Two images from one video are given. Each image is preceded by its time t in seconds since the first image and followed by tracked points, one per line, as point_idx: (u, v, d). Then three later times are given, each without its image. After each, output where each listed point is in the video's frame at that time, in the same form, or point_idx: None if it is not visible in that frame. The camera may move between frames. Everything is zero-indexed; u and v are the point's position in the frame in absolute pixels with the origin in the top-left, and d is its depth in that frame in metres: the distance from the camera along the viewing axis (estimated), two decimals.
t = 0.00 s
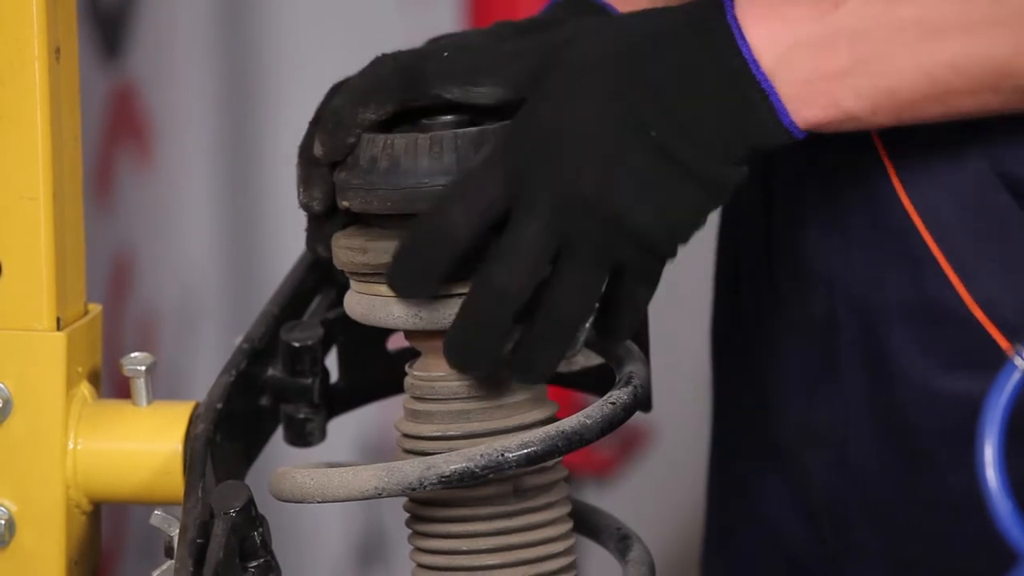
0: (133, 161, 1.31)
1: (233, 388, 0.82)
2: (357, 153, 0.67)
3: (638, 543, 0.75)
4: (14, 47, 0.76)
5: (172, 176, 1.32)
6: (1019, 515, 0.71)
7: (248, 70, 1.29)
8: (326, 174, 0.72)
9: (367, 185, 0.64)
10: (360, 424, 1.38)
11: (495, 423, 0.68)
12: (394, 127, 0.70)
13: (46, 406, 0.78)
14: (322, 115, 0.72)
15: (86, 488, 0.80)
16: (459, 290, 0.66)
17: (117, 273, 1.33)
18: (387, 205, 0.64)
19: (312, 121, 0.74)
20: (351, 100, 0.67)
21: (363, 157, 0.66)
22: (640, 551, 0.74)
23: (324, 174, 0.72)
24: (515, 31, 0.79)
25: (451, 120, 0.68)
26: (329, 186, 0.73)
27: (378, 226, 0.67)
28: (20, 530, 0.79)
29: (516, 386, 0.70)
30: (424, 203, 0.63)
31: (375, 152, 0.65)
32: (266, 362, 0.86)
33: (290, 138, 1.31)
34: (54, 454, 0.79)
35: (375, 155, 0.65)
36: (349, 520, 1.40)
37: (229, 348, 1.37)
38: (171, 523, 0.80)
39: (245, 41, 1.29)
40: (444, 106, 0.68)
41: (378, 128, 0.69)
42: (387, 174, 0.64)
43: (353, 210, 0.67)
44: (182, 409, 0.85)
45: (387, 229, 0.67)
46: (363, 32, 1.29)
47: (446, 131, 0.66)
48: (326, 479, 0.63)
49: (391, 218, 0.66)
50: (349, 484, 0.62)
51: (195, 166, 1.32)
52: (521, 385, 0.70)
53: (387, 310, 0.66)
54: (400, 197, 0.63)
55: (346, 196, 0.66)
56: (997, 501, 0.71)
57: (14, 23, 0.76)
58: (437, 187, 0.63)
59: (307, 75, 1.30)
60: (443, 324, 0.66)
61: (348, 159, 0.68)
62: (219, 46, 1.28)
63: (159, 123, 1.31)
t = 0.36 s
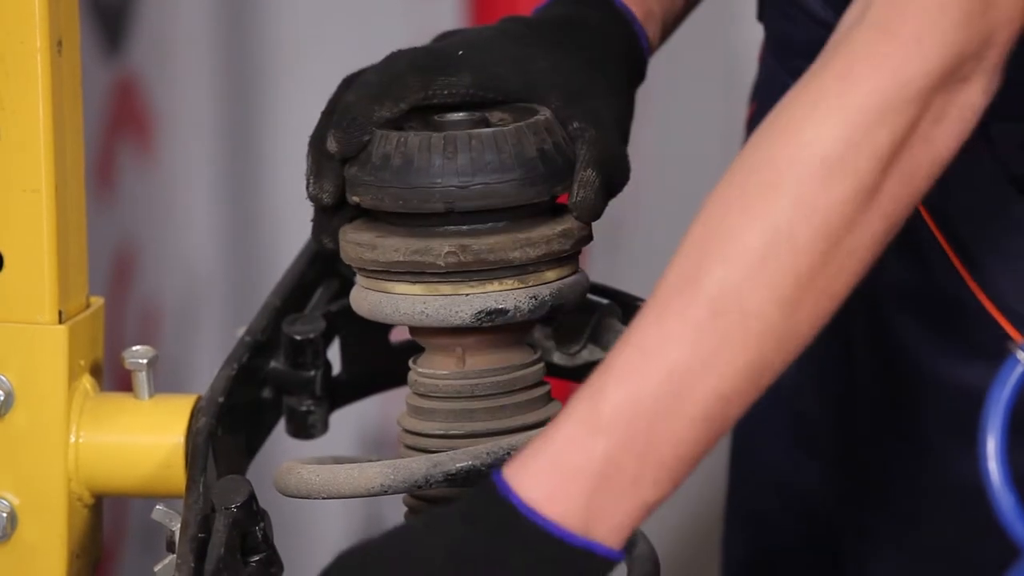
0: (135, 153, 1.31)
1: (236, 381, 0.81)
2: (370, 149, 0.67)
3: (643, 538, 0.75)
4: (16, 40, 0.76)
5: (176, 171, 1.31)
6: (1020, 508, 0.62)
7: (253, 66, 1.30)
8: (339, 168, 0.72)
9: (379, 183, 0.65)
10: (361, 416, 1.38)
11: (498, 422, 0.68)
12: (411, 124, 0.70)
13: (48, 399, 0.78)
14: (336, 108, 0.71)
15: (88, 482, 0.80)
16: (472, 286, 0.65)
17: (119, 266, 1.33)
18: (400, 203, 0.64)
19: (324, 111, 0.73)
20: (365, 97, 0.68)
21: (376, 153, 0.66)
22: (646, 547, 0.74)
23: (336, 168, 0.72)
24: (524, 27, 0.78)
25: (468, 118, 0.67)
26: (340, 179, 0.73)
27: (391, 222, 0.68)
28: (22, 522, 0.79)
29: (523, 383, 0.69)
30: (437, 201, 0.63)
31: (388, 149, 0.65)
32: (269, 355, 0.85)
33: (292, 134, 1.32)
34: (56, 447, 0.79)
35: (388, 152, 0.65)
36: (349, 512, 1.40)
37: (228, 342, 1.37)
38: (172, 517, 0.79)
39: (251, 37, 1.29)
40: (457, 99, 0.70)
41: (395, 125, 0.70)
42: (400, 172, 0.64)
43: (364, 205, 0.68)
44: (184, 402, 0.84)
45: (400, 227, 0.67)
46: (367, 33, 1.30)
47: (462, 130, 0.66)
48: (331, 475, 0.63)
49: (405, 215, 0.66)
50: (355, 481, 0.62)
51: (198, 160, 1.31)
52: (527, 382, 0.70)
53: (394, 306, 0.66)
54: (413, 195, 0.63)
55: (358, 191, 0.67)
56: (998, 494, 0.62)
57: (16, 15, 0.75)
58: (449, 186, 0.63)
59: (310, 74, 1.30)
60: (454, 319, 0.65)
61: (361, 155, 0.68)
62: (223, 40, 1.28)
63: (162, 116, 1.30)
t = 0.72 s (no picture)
0: (136, 153, 1.30)
1: (240, 377, 0.81)
2: (377, 147, 0.67)
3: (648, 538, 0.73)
4: (19, 39, 0.76)
5: (177, 172, 1.32)
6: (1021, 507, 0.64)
7: (254, 65, 1.30)
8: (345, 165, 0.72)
9: (385, 180, 0.65)
10: (361, 416, 1.38)
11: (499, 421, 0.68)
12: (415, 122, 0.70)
13: (49, 398, 0.78)
14: (344, 106, 0.72)
15: (90, 480, 0.80)
16: (479, 286, 0.65)
17: (121, 264, 1.32)
18: (405, 201, 0.64)
19: (333, 108, 0.74)
20: (375, 95, 0.69)
21: (382, 151, 0.66)
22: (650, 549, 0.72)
23: (342, 164, 0.72)
24: (535, 25, 0.79)
25: (475, 117, 0.68)
26: (345, 175, 0.72)
27: (396, 220, 0.68)
28: (24, 521, 0.79)
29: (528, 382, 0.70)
30: (442, 200, 0.63)
31: (394, 147, 0.65)
32: (271, 358, 0.85)
33: (293, 133, 1.32)
34: (57, 445, 0.79)
35: (394, 150, 0.65)
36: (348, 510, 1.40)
37: (227, 343, 1.37)
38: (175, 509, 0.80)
39: (251, 37, 1.29)
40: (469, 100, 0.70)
41: (403, 123, 0.70)
42: (405, 170, 0.64)
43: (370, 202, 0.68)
44: (186, 400, 0.84)
45: (405, 225, 0.67)
46: (367, 33, 1.30)
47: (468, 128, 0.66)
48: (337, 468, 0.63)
49: (411, 213, 0.66)
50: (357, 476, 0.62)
51: (199, 159, 1.31)
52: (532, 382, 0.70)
53: (401, 304, 0.66)
54: (419, 194, 0.64)
55: (364, 189, 0.67)
56: (1000, 493, 0.64)
57: (17, 14, 0.75)
58: (454, 185, 0.63)
59: (310, 73, 1.31)
60: (460, 319, 0.65)
61: (367, 152, 0.69)
62: (224, 39, 1.28)
63: (163, 115, 1.30)
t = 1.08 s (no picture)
0: (141, 154, 1.27)
1: (249, 380, 0.81)
2: (385, 147, 0.67)
3: (655, 542, 0.73)
4: (22, 40, 0.76)
5: (180, 171, 1.32)
6: None
7: (256, 65, 1.34)
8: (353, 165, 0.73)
9: (392, 181, 0.65)
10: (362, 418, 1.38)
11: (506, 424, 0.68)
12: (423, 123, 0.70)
13: (54, 398, 0.78)
14: (355, 106, 0.72)
15: (93, 481, 0.80)
16: (488, 288, 0.65)
17: (123, 265, 1.27)
18: (412, 202, 0.64)
19: (343, 109, 0.75)
20: (385, 95, 0.69)
21: (391, 152, 0.66)
22: (656, 552, 0.72)
23: (351, 164, 0.73)
24: (549, 28, 0.81)
25: (484, 119, 0.68)
26: (354, 175, 0.73)
27: (404, 221, 0.68)
28: (28, 522, 0.79)
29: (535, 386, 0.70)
30: (449, 202, 0.63)
31: (403, 148, 0.66)
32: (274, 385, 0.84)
33: (298, 130, 1.37)
34: (61, 446, 0.78)
35: (403, 151, 0.65)
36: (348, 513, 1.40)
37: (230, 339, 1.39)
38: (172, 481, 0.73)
39: (252, 37, 1.34)
40: (479, 101, 0.72)
41: (412, 124, 0.70)
42: (413, 172, 0.64)
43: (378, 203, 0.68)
44: (189, 401, 0.83)
45: (412, 226, 0.67)
46: (367, 32, 1.36)
47: (477, 130, 0.66)
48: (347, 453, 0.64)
49: (419, 214, 0.67)
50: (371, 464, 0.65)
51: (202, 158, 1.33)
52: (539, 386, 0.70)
53: (409, 305, 0.66)
54: (426, 195, 0.64)
55: (372, 189, 0.67)
56: (1005, 494, 0.65)
57: (23, 16, 0.75)
58: (461, 187, 0.63)
59: (313, 72, 1.36)
60: (468, 320, 0.66)
61: (375, 153, 0.69)
62: (227, 39, 1.32)
63: (165, 114, 1.30)
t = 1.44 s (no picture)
0: (143, 153, 1.27)
1: (250, 381, 0.80)
2: (387, 146, 0.67)
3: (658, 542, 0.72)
4: (24, 39, 0.76)
5: (181, 170, 1.31)
6: None
7: (256, 66, 1.35)
8: (356, 162, 0.73)
9: (394, 180, 0.65)
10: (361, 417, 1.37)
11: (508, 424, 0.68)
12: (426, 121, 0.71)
13: (54, 398, 0.78)
14: (357, 104, 0.72)
15: (94, 481, 0.80)
16: (490, 286, 0.65)
17: (123, 265, 1.26)
18: (413, 201, 0.64)
19: (347, 106, 0.75)
20: (387, 94, 0.69)
21: (393, 151, 0.66)
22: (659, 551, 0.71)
23: (354, 162, 0.73)
24: (555, 28, 0.80)
25: (487, 118, 0.68)
26: (356, 173, 0.73)
27: (407, 220, 0.68)
28: (29, 522, 0.79)
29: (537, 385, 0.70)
30: (450, 201, 0.63)
31: (405, 146, 0.66)
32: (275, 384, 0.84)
33: (298, 130, 1.39)
34: (62, 446, 0.78)
35: (405, 150, 0.65)
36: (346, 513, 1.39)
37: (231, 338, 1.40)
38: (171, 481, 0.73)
39: (252, 37, 1.34)
40: (484, 101, 0.71)
41: (416, 123, 0.70)
42: (415, 170, 0.64)
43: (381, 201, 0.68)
44: (191, 401, 0.83)
45: (415, 225, 0.67)
46: (367, 33, 1.38)
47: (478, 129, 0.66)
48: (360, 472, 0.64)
49: (422, 214, 0.67)
50: (371, 479, 0.65)
51: (204, 158, 1.33)
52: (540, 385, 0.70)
53: (412, 304, 0.66)
54: (427, 194, 0.64)
55: (375, 188, 0.67)
56: (1005, 493, 0.65)
57: (24, 16, 0.75)
58: (462, 187, 0.63)
59: (313, 74, 1.38)
60: (470, 320, 0.65)
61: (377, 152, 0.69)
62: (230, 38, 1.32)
63: (166, 114, 1.29)
